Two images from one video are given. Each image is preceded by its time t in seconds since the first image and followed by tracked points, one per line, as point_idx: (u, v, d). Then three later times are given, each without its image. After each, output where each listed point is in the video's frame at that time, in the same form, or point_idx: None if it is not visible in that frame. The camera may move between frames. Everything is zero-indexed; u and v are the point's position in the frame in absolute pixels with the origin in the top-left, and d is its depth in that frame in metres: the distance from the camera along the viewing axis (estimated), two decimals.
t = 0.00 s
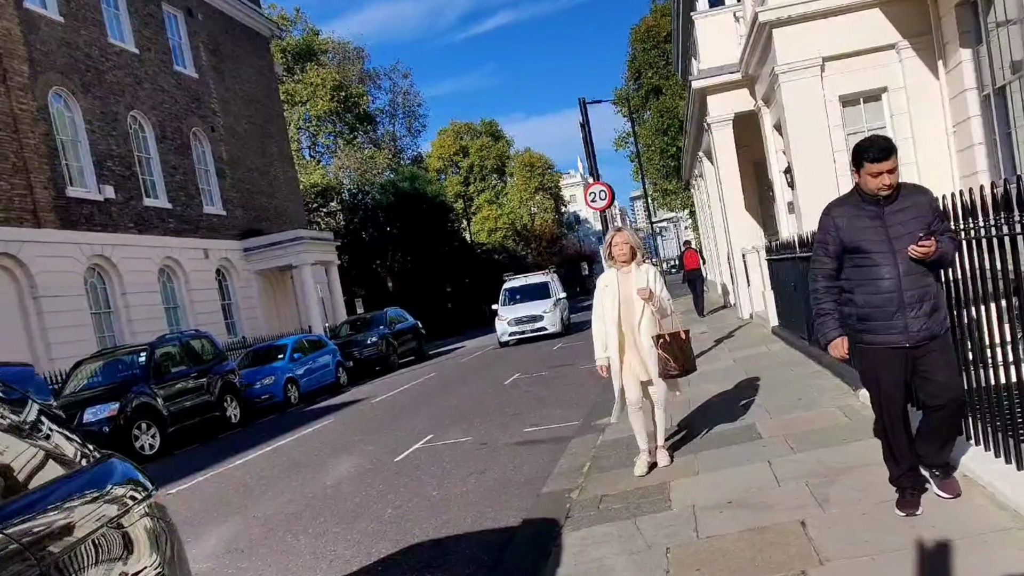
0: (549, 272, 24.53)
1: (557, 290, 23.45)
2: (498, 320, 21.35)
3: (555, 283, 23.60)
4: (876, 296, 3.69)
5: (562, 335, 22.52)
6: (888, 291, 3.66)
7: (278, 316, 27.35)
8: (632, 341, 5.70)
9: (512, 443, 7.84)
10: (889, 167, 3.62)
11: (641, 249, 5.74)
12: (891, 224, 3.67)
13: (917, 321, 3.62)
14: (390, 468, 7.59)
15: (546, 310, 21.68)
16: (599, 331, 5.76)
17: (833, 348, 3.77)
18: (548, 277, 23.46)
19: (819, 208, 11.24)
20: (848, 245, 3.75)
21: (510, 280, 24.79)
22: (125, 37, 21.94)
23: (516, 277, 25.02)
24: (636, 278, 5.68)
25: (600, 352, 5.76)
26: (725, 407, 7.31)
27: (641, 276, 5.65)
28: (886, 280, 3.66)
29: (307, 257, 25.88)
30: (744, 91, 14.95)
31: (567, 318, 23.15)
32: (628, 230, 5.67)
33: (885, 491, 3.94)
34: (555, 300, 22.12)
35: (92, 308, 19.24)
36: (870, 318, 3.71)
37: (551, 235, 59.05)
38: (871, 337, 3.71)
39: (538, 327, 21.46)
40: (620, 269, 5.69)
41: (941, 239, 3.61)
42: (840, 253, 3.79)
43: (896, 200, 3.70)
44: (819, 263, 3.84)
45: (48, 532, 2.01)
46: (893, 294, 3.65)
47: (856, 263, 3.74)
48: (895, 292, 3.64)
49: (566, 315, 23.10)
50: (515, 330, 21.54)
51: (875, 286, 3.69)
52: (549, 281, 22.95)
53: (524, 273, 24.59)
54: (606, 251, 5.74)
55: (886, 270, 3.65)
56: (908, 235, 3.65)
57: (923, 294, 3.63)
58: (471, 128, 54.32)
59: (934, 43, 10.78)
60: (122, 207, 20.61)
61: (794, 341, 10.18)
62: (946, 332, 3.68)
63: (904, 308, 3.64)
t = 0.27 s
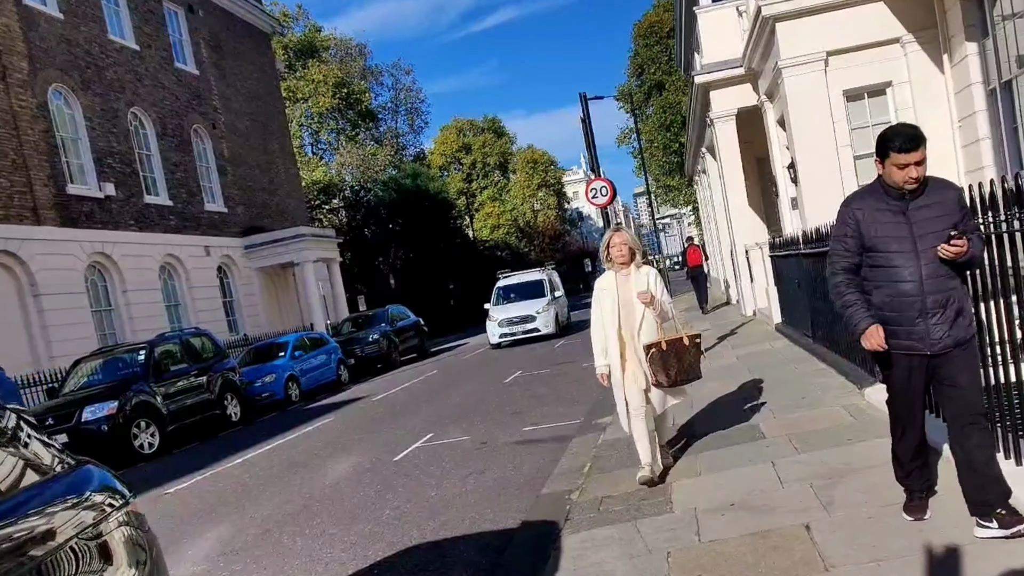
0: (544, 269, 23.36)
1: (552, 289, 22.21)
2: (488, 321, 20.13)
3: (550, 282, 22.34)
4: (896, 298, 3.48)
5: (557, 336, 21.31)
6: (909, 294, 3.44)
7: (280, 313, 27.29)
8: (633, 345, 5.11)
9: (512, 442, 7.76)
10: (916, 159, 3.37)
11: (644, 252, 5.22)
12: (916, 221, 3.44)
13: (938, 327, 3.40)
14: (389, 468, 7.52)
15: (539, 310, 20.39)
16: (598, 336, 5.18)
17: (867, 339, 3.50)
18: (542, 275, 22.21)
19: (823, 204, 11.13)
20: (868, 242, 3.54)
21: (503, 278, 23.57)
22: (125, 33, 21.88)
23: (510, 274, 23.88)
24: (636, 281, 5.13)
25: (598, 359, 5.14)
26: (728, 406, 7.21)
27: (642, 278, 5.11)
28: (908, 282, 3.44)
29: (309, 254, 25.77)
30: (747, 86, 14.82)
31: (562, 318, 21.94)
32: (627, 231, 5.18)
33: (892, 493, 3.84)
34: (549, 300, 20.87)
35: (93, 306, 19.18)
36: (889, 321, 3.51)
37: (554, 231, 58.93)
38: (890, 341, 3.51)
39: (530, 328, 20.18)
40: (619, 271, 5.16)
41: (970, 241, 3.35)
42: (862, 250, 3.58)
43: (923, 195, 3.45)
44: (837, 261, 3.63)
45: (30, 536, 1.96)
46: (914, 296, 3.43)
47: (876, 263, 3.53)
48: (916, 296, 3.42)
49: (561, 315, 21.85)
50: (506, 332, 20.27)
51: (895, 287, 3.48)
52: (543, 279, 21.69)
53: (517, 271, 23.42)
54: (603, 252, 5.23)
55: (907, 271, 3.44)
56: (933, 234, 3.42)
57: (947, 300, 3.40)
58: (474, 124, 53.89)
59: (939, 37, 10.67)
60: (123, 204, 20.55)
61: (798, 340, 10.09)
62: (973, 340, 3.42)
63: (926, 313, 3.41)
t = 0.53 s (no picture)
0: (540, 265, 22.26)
1: (546, 286, 21.08)
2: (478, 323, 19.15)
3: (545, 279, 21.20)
4: (926, 297, 3.25)
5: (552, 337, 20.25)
6: (941, 293, 3.21)
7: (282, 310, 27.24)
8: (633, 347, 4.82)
9: (514, 440, 7.70)
10: (953, 147, 3.15)
11: (641, 247, 4.94)
12: (950, 214, 3.21)
13: (972, 330, 3.16)
14: (389, 466, 7.46)
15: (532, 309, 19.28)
16: (596, 336, 4.91)
17: (898, 342, 3.23)
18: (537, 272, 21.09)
19: (826, 200, 11.03)
20: (897, 236, 3.31)
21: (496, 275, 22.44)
22: (126, 30, 21.82)
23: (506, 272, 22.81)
24: (634, 278, 4.85)
25: (597, 360, 4.90)
26: (730, 404, 7.12)
27: (640, 275, 4.83)
28: (940, 280, 3.21)
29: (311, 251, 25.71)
30: (749, 81, 14.72)
31: (558, 318, 20.85)
32: (623, 224, 4.89)
33: (898, 494, 3.76)
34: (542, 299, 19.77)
35: (95, 303, 19.16)
36: (918, 322, 3.27)
37: (556, 228, 58.88)
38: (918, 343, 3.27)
39: (521, 329, 19.04)
40: (616, 267, 4.87)
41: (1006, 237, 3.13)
42: (890, 245, 3.34)
43: (956, 188, 3.23)
44: (864, 256, 3.39)
45: (10, 539, 1.90)
46: (946, 296, 3.20)
47: (905, 259, 3.30)
48: (948, 296, 3.20)
49: (556, 314, 20.75)
50: (495, 332, 19.14)
51: (925, 286, 3.25)
52: (538, 277, 20.55)
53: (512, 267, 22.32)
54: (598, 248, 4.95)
55: (940, 268, 3.21)
56: (968, 230, 3.19)
57: (981, 301, 3.17)
58: (476, 121, 53.82)
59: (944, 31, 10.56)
60: (125, 202, 20.50)
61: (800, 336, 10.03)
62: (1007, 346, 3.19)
63: (959, 315, 3.18)
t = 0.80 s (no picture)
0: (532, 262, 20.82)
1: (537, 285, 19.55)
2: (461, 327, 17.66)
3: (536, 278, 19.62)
4: (963, 287, 3.00)
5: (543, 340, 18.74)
6: (979, 282, 2.97)
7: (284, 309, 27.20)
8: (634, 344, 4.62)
9: (515, 439, 7.61)
10: (995, 119, 2.92)
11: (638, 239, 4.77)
12: (987, 196, 2.97)
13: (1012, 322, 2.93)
14: (388, 466, 7.38)
15: (518, 311, 17.72)
16: (592, 333, 4.68)
17: (920, 354, 3.07)
18: (527, 270, 19.52)
19: (831, 196, 10.92)
20: (929, 220, 3.07)
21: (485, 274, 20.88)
22: (126, 28, 21.75)
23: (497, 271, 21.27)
24: (634, 270, 4.68)
25: (593, 358, 4.66)
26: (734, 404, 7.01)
27: (641, 267, 4.65)
28: (978, 268, 2.97)
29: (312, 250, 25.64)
30: (753, 77, 14.60)
31: (551, 319, 19.33)
32: (619, 215, 4.73)
33: (908, 496, 3.66)
34: (531, 300, 18.20)
35: (96, 302, 19.09)
36: (953, 314, 3.03)
37: (560, 226, 58.79)
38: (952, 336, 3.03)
39: (507, 334, 17.45)
40: (614, 259, 4.69)
41: None
42: (921, 229, 3.10)
43: (997, 165, 2.99)
44: (894, 243, 3.14)
45: None
46: (985, 285, 2.96)
47: (940, 244, 3.05)
48: (987, 284, 2.95)
49: (548, 315, 19.19)
50: (479, 337, 17.59)
51: (962, 274, 3.00)
52: (528, 276, 19.00)
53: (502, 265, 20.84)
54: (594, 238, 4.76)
55: (977, 255, 2.96)
56: (1009, 212, 2.94)
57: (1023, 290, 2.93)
58: (479, 119, 53.76)
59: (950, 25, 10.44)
60: (125, 200, 20.43)
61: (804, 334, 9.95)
62: None
63: (998, 306, 2.94)
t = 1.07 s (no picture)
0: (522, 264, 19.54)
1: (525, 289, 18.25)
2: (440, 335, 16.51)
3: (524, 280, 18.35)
4: (1006, 284, 2.74)
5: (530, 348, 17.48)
6: None
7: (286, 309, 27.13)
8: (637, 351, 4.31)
9: (516, 442, 7.49)
10: None
11: (641, 239, 4.47)
12: None
13: None
14: (387, 469, 7.26)
15: (502, 318, 16.46)
16: (591, 338, 4.38)
17: (931, 360, 2.92)
18: (515, 272, 18.25)
19: (836, 194, 10.78)
20: (964, 213, 2.82)
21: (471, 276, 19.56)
22: (126, 28, 21.68)
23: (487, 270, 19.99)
24: (635, 272, 4.37)
25: (591, 364, 4.35)
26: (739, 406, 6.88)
27: (642, 269, 4.35)
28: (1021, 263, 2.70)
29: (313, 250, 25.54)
30: (757, 74, 14.47)
31: (540, 325, 18.08)
32: (621, 213, 4.43)
33: (921, 502, 3.53)
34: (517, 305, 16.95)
35: (96, 304, 19.00)
36: (995, 315, 2.76)
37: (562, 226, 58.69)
38: (995, 341, 2.76)
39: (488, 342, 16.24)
40: (614, 259, 4.39)
41: None
42: (956, 225, 2.86)
43: None
44: (922, 240, 2.93)
45: None
46: None
47: (977, 238, 2.80)
48: None
49: (536, 321, 17.93)
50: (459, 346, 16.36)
51: (1004, 271, 2.74)
52: (515, 279, 17.73)
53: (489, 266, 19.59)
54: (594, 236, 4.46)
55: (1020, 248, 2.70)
56: None
57: None
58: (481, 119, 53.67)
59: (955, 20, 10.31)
60: (125, 201, 20.34)
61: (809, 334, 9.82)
62: None
63: None
